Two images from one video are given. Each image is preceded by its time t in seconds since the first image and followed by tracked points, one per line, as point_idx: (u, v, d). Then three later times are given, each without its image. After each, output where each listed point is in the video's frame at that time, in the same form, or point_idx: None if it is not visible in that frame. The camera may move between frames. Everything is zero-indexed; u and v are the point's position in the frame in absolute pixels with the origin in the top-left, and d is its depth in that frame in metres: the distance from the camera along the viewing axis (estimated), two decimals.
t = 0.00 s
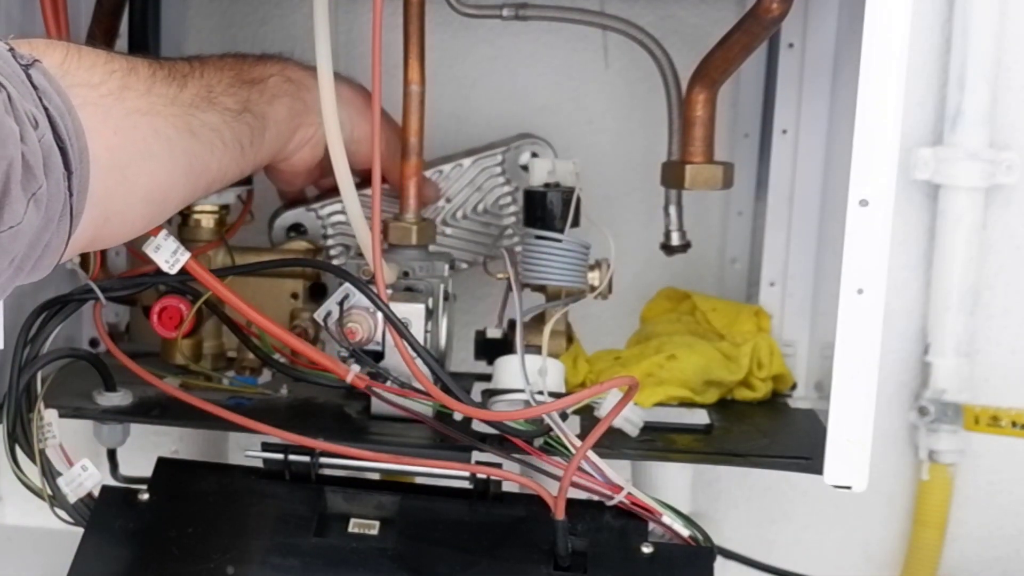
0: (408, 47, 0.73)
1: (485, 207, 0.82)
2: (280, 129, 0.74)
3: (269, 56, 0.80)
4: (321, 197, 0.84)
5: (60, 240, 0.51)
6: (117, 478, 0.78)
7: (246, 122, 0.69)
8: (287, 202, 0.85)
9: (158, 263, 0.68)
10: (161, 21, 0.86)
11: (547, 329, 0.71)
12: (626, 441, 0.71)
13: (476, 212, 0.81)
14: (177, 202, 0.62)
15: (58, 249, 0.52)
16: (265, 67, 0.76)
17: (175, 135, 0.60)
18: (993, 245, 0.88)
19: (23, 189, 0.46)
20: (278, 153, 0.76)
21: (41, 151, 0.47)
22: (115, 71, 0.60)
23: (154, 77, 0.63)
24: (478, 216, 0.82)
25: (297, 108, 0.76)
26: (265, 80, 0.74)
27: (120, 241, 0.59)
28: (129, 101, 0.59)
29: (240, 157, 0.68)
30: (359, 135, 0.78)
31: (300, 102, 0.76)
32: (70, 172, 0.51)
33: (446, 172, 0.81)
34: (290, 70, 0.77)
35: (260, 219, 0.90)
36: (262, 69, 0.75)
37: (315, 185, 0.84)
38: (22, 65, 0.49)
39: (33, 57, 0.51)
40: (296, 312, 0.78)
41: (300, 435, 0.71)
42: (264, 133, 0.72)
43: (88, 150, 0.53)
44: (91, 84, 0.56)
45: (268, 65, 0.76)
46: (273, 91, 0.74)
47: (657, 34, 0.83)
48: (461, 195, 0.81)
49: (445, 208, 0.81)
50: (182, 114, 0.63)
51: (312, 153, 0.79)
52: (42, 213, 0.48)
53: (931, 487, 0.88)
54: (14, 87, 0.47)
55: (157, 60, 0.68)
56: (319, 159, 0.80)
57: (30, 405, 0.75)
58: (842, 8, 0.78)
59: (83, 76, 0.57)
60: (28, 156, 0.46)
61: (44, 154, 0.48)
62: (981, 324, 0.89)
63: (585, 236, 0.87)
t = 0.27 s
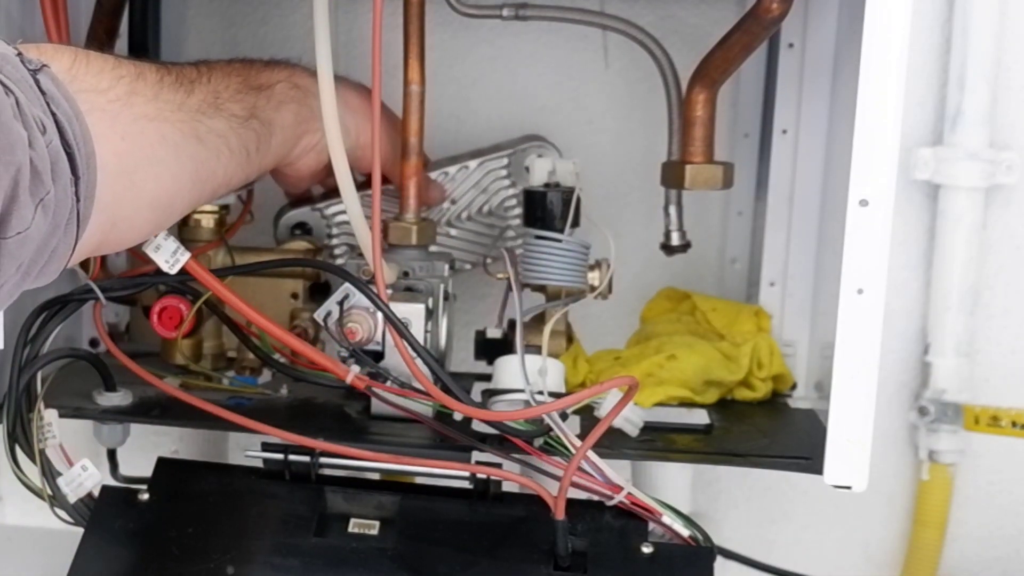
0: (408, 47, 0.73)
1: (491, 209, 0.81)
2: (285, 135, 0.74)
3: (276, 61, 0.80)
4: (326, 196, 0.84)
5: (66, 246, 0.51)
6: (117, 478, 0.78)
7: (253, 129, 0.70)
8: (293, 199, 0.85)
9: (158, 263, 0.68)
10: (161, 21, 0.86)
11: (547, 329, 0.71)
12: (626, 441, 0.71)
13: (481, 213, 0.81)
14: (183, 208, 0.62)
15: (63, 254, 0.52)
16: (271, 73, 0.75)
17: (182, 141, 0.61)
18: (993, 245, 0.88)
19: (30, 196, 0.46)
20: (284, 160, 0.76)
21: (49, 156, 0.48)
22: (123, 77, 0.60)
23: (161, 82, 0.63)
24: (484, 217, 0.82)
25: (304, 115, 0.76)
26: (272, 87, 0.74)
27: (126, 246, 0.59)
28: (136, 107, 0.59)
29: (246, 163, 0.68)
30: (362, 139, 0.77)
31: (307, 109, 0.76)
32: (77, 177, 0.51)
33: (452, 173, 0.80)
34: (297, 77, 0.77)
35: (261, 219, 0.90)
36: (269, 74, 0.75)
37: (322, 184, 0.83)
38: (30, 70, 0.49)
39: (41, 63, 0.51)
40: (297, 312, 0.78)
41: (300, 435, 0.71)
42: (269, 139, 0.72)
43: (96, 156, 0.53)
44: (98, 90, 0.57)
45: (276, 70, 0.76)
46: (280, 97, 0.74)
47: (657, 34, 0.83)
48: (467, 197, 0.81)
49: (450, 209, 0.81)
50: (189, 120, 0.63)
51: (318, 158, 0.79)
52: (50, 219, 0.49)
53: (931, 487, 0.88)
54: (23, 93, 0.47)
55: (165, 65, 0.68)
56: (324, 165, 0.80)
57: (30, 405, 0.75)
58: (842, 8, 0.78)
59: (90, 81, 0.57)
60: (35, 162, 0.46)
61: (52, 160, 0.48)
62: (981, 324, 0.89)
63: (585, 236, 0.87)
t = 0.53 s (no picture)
0: (408, 47, 0.73)
1: (499, 213, 0.82)
2: (287, 140, 0.74)
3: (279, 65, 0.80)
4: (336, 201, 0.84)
5: (68, 250, 0.51)
6: (117, 478, 0.78)
7: (254, 134, 0.70)
8: (303, 202, 0.85)
9: (159, 263, 0.68)
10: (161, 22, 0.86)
11: (547, 329, 0.71)
12: (626, 441, 0.71)
13: (489, 217, 0.82)
14: (184, 213, 0.62)
15: (65, 258, 0.52)
16: (274, 78, 0.75)
17: (184, 146, 0.61)
18: (993, 245, 0.88)
19: (33, 201, 0.47)
20: (285, 165, 0.76)
21: (52, 161, 0.48)
22: (126, 81, 0.60)
23: (164, 87, 0.63)
24: (491, 222, 0.82)
25: (306, 120, 0.76)
26: (274, 92, 0.74)
27: (126, 250, 0.60)
28: (140, 112, 0.59)
29: (246, 168, 0.68)
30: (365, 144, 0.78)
31: (309, 114, 0.76)
32: (80, 182, 0.51)
33: (460, 177, 0.81)
34: (300, 82, 0.77)
35: (261, 219, 0.90)
36: (272, 80, 0.75)
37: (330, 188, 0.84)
38: (35, 75, 0.49)
39: (45, 67, 0.51)
40: (297, 312, 0.78)
41: (300, 435, 0.71)
42: (271, 144, 0.72)
43: (99, 162, 0.53)
44: (101, 95, 0.57)
45: (279, 75, 0.76)
46: (282, 102, 0.74)
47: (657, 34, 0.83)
48: (474, 200, 0.82)
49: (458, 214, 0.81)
50: (191, 125, 0.63)
51: (319, 163, 0.79)
52: (53, 224, 0.49)
53: (931, 487, 0.88)
54: (27, 98, 0.47)
55: (168, 69, 0.68)
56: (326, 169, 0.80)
57: (30, 405, 0.75)
58: (841, 9, 0.78)
59: (95, 86, 0.57)
60: (39, 168, 0.46)
61: (55, 164, 0.48)
62: (981, 324, 0.89)
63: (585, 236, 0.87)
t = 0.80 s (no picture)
0: (408, 47, 0.73)
1: (500, 187, 0.82)
2: (283, 135, 0.74)
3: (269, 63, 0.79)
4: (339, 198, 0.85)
5: (72, 249, 0.52)
6: (117, 478, 0.78)
7: (251, 130, 0.69)
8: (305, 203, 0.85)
9: (160, 262, 0.69)
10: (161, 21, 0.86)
11: (547, 329, 0.71)
12: (626, 441, 0.71)
13: (491, 192, 0.82)
14: (185, 211, 0.62)
15: (69, 257, 0.52)
16: (264, 75, 0.75)
17: (183, 144, 0.61)
18: (993, 245, 0.88)
19: (37, 199, 0.47)
20: (281, 163, 0.76)
21: (56, 160, 0.48)
22: (124, 80, 0.60)
23: (160, 85, 0.63)
24: (494, 197, 0.82)
25: (300, 115, 0.76)
26: (265, 88, 0.74)
27: (129, 250, 0.60)
28: (138, 109, 0.59)
29: (245, 164, 0.68)
30: (364, 134, 0.78)
31: (302, 108, 0.76)
32: (85, 181, 0.51)
33: (457, 156, 0.81)
34: (289, 78, 0.77)
35: (262, 219, 0.90)
36: (262, 76, 0.75)
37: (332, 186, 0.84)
38: (37, 74, 0.49)
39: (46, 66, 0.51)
40: (297, 312, 0.78)
41: (300, 435, 0.71)
42: (267, 140, 0.71)
43: (101, 159, 0.53)
44: (101, 93, 0.57)
45: (268, 72, 0.76)
46: (274, 98, 0.74)
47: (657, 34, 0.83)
48: (474, 178, 0.82)
49: (461, 193, 0.81)
50: (189, 123, 0.63)
51: (317, 159, 0.78)
52: (58, 222, 0.49)
53: (931, 487, 0.87)
54: (30, 97, 0.48)
55: (161, 69, 0.68)
56: (325, 165, 0.79)
57: (30, 405, 0.75)
58: (841, 8, 0.78)
59: (94, 85, 0.57)
60: (42, 166, 0.47)
61: (58, 163, 0.48)
62: (981, 324, 0.89)
63: (585, 236, 0.87)
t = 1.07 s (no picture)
0: (408, 48, 0.73)
1: (503, 163, 0.81)
2: (273, 128, 0.73)
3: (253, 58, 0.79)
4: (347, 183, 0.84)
5: (67, 243, 0.52)
6: (117, 478, 0.78)
7: (240, 123, 0.69)
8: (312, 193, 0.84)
9: (160, 261, 0.69)
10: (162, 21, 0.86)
11: (547, 329, 0.71)
12: (626, 441, 0.71)
13: (494, 168, 0.81)
14: (178, 205, 0.62)
15: (65, 252, 0.53)
16: (249, 68, 0.74)
17: (174, 138, 0.61)
18: (993, 245, 0.88)
19: (34, 196, 0.47)
20: (274, 155, 0.75)
21: (52, 155, 0.48)
22: (113, 75, 0.60)
23: (151, 80, 0.63)
24: (498, 172, 0.81)
25: (288, 107, 0.75)
26: (251, 80, 0.73)
27: (124, 245, 0.60)
28: (129, 104, 0.59)
29: (236, 157, 0.68)
30: (356, 123, 0.77)
31: (290, 98, 0.75)
32: (78, 175, 0.51)
33: (456, 135, 0.81)
34: (275, 70, 0.76)
35: (261, 219, 0.90)
36: (247, 69, 0.74)
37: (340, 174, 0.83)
38: (29, 70, 0.49)
39: (37, 62, 0.51)
40: (297, 312, 0.78)
41: (300, 435, 0.71)
42: (257, 133, 0.71)
43: (95, 154, 0.53)
44: (92, 89, 0.57)
45: (253, 66, 0.75)
46: (261, 90, 0.73)
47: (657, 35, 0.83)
48: (476, 155, 0.81)
49: (463, 171, 0.81)
50: (179, 116, 0.63)
51: (309, 151, 0.78)
52: (54, 218, 0.49)
53: (931, 487, 0.87)
54: (24, 93, 0.48)
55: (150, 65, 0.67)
56: (320, 157, 0.79)
57: (30, 405, 0.75)
58: (841, 8, 0.78)
59: (85, 80, 0.57)
60: (39, 162, 0.47)
61: (54, 158, 0.49)
62: (981, 325, 0.89)
63: (585, 236, 0.87)
